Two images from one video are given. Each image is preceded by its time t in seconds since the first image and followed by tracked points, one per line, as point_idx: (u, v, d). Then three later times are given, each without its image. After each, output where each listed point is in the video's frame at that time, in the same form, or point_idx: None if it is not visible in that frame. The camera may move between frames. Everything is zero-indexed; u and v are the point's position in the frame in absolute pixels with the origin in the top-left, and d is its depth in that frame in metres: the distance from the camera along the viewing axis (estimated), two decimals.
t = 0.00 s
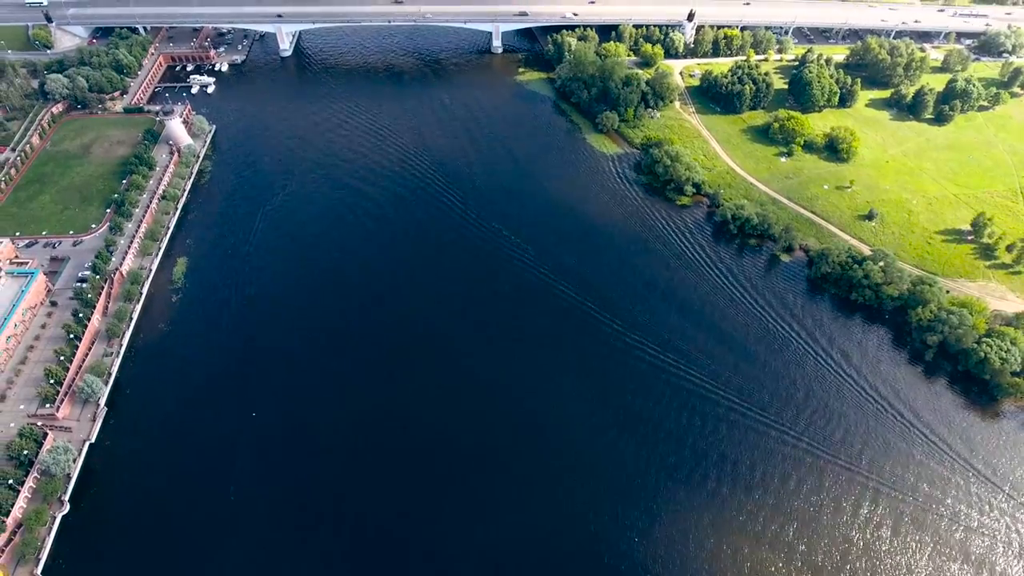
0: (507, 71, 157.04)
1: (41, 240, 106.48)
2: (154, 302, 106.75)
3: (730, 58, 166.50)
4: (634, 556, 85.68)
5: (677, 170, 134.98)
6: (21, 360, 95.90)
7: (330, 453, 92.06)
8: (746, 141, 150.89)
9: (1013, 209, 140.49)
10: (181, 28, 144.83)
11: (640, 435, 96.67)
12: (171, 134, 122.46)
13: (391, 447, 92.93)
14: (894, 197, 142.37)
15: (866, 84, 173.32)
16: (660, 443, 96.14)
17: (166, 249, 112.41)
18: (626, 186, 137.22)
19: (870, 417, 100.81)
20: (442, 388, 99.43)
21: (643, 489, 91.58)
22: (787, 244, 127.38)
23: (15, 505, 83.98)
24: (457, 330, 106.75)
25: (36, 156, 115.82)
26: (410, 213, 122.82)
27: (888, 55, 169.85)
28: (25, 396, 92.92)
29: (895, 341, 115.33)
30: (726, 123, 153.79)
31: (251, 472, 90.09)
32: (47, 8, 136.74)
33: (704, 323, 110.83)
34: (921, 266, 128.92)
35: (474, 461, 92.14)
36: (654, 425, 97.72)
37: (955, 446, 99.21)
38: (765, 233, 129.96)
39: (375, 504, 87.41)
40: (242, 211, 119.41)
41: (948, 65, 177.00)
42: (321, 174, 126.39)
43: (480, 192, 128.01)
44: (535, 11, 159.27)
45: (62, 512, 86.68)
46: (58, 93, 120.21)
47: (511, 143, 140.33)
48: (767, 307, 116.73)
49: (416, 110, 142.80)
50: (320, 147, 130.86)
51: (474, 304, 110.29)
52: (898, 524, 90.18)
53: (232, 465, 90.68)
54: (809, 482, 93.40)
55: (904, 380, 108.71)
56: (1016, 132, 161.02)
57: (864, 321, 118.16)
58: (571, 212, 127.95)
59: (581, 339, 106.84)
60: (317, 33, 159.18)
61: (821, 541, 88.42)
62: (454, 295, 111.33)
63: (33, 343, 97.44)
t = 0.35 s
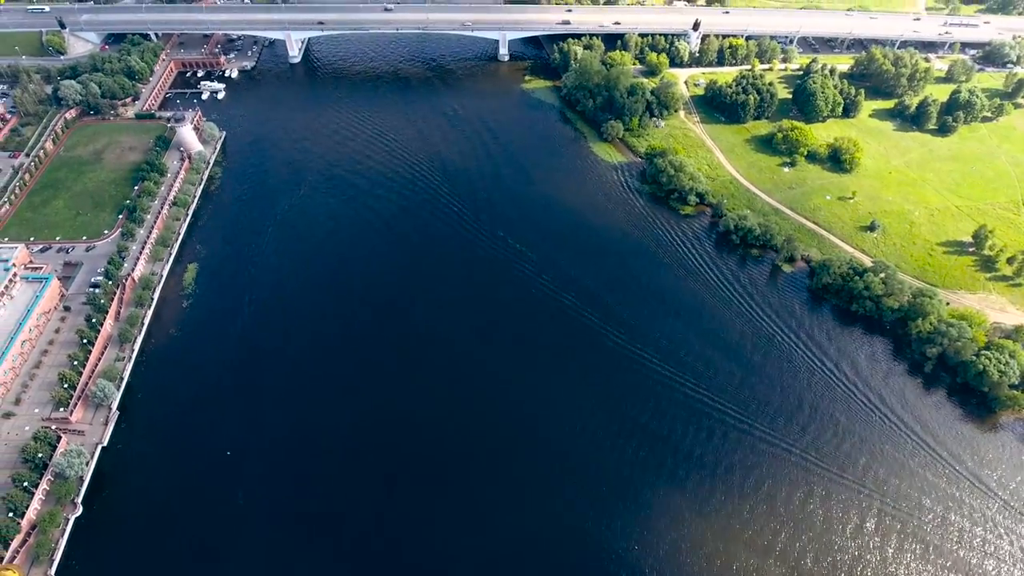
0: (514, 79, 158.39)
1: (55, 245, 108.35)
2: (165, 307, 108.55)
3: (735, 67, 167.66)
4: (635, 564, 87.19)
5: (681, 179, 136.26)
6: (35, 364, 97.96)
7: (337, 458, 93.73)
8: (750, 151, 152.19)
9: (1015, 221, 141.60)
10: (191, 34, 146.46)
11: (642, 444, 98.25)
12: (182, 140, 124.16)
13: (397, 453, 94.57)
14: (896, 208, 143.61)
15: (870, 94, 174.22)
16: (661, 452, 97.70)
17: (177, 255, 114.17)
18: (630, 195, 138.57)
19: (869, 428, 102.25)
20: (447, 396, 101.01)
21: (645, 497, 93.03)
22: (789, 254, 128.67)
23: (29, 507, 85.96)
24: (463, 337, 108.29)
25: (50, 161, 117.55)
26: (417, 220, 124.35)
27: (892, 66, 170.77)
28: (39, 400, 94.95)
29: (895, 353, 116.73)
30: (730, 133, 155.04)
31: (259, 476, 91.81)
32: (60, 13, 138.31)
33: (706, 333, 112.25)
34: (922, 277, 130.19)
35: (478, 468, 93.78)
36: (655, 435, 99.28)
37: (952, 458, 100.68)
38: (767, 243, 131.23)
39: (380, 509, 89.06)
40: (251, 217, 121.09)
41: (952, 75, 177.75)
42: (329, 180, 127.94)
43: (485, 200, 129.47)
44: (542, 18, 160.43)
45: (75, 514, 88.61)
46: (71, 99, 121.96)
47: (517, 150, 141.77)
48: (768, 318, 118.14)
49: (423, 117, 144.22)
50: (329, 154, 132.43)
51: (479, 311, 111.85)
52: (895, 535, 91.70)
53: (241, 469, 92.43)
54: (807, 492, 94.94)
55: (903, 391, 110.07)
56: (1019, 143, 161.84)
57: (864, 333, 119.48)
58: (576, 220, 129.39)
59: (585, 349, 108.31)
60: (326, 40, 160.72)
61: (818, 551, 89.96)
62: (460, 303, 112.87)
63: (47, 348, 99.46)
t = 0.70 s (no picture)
0: (525, 87, 159.71)
1: (74, 247, 110.67)
2: (180, 311, 110.63)
3: (746, 78, 168.41)
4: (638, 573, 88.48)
5: (689, 191, 137.26)
6: (54, 365, 100.50)
7: (346, 462, 95.49)
8: (758, 163, 153.09)
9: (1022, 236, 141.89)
10: (208, 39, 148.51)
11: (647, 454, 99.52)
12: (198, 145, 126.16)
13: (405, 458, 96.17)
14: (903, 221, 144.33)
15: (880, 106, 174.53)
16: (666, 463, 98.85)
17: (192, 259, 116.23)
18: (639, 205, 139.68)
19: (871, 443, 103.36)
20: (455, 402, 102.65)
21: (649, 507, 94.09)
22: (796, 267, 129.64)
23: (47, 505, 88.39)
24: (471, 345, 109.77)
25: (69, 164, 119.82)
26: (427, 227, 125.94)
27: (902, 78, 171.05)
28: (58, 400, 97.50)
29: (899, 367, 117.46)
30: (739, 144, 155.95)
31: (270, 477, 93.69)
32: (80, 18, 140.58)
33: (712, 345, 113.50)
34: (927, 292, 130.90)
35: (484, 474, 95.25)
36: (660, 445, 100.52)
37: (953, 474, 101.81)
38: (774, 256, 132.14)
39: (388, 513, 90.70)
40: (265, 222, 123.00)
41: (963, 88, 177.44)
42: (342, 186, 129.70)
43: (495, 208, 130.90)
44: (554, 27, 161.55)
45: (91, 512, 90.89)
46: (90, 103, 124.27)
47: (527, 158, 143.02)
48: (773, 331, 119.20)
49: (435, 124, 145.73)
50: (341, 160, 134.14)
51: (487, 319, 113.36)
52: (895, 549, 92.69)
53: (252, 471, 94.33)
54: (809, 505, 95.98)
55: (906, 406, 111.02)
56: None
57: (869, 346, 120.29)
58: (585, 229, 130.69)
59: (592, 358, 109.69)
60: (340, 46, 162.55)
61: (818, 563, 91.06)
62: (469, 310, 114.36)
63: (65, 349, 101.95)
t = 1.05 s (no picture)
0: (543, 95, 160.95)
1: (99, 247, 113.50)
2: (201, 311, 113.12)
3: (764, 90, 168.50)
4: None
5: (703, 203, 137.81)
6: (79, 362, 103.37)
7: (358, 464, 97.38)
8: (774, 176, 153.46)
9: None
10: (232, 43, 151.00)
11: (656, 466, 100.35)
12: (221, 149, 128.64)
13: (416, 462, 97.89)
14: (918, 238, 144.15)
15: (898, 121, 173.87)
16: (674, 475, 99.56)
17: (213, 260, 118.68)
18: (653, 217, 140.52)
19: (879, 461, 103.80)
20: (467, 408, 104.25)
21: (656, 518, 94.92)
22: (809, 282, 129.96)
23: (70, 499, 91.18)
24: (484, 352, 111.27)
25: (96, 164, 122.71)
26: (443, 233, 127.57)
27: (921, 93, 170.33)
28: (82, 396, 100.34)
29: (910, 385, 117.58)
30: (755, 157, 156.36)
31: (285, 477, 95.85)
32: (109, 20, 143.64)
33: (722, 359, 114.38)
34: (940, 310, 130.75)
35: (493, 480, 96.80)
36: (669, 458, 101.35)
37: (960, 495, 102.07)
38: (786, 270, 132.57)
39: (398, 516, 92.50)
40: (284, 225, 125.21)
41: (983, 104, 175.93)
42: (360, 190, 131.71)
43: (510, 216, 132.28)
44: (573, 35, 162.48)
45: (112, 507, 93.59)
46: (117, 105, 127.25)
47: (543, 167, 144.24)
48: (784, 345, 119.84)
49: (453, 131, 147.36)
50: (360, 164, 136.05)
51: (500, 326, 114.90)
52: (900, 568, 93.19)
53: (268, 471, 96.50)
54: (815, 522, 96.46)
55: (915, 425, 111.26)
56: None
57: (880, 364, 120.44)
58: (599, 240, 131.79)
59: (603, 369, 110.80)
60: (361, 52, 164.60)
61: None
62: (482, 317, 115.84)
63: (90, 347, 104.81)
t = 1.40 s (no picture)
0: (564, 104, 162.01)
1: (128, 245, 116.53)
2: (224, 311, 115.72)
3: (785, 104, 168.23)
4: None
5: (721, 217, 138.06)
6: (106, 358, 106.38)
7: (372, 466, 99.22)
8: (792, 191, 153.44)
9: None
10: (261, 46, 153.60)
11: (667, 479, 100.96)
12: (247, 151, 131.23)
13: (429, 467, 99.50)
14: (936, 257, 143.57)
15: (920, 137, 172.60)
16: (685, 488, 100.12)
17: (237, 261, 121.27)
18: (670, 229, 141.08)
19: (889, 482, 104.03)
20: (481, 415, 105.75)
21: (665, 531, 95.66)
22: (824, 298, 129.95)
23: (94, 491, 94.07)
24: (498, 360, 112.62)
25: (126, 163, 125.78)
26: (461, 240, 129.10)
27: (944, 111, 169.02)
28: (108, 391, 103.31)
29: (923, 406, 117.26)
30: (774, 171, 156.45)
31: (301, 477, 97.99)
32: (142, 22, 146.91)
33: (735, 374, 114.97)
34: (956, 331, 130.25)
35: (505, 487, 98.15)
36: (679, 471, 101.92)
37: (970, 518, 101.96)
38: (802, 286, 132.62)
39: (410, 520, 94.15)
40: (306, 228, 127.53)
41: (1008, 122, 173.98)
42: (381, 195, 133.77)
43: (528, 224, 133.51)
44: (596, 45, 163.23)
45: (134, 500, 96.36)
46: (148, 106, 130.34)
47: (562, 176, 145.31)
48: (798, 363, 120.13)
49: (474, 138, 148.82)
50: (382, 169, 138.05)
51: (515, 334, 116.18)
52: None
53: (284, 470, 98.72)
54: (824, 540, 96.90)
55: (927, 446, 111.10)
56: None
57: (893, 383, 120.26)
58: (615, 251, 132.66)
59: (616, 380, 111.68)
60: (386, 57, 166.69)
61: None
62: (498, 325, 117.27)
63: (116, 343, 107.81)
